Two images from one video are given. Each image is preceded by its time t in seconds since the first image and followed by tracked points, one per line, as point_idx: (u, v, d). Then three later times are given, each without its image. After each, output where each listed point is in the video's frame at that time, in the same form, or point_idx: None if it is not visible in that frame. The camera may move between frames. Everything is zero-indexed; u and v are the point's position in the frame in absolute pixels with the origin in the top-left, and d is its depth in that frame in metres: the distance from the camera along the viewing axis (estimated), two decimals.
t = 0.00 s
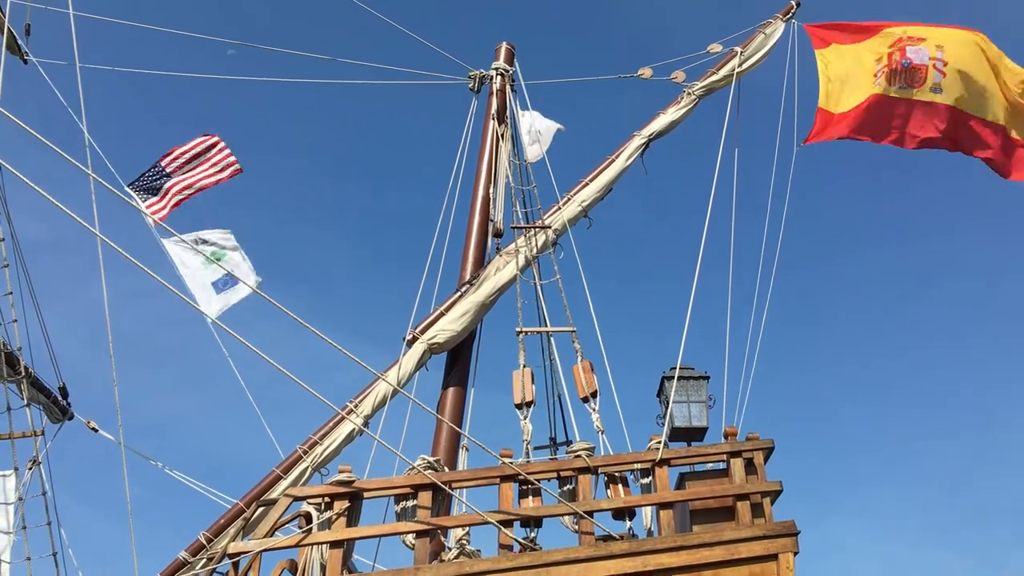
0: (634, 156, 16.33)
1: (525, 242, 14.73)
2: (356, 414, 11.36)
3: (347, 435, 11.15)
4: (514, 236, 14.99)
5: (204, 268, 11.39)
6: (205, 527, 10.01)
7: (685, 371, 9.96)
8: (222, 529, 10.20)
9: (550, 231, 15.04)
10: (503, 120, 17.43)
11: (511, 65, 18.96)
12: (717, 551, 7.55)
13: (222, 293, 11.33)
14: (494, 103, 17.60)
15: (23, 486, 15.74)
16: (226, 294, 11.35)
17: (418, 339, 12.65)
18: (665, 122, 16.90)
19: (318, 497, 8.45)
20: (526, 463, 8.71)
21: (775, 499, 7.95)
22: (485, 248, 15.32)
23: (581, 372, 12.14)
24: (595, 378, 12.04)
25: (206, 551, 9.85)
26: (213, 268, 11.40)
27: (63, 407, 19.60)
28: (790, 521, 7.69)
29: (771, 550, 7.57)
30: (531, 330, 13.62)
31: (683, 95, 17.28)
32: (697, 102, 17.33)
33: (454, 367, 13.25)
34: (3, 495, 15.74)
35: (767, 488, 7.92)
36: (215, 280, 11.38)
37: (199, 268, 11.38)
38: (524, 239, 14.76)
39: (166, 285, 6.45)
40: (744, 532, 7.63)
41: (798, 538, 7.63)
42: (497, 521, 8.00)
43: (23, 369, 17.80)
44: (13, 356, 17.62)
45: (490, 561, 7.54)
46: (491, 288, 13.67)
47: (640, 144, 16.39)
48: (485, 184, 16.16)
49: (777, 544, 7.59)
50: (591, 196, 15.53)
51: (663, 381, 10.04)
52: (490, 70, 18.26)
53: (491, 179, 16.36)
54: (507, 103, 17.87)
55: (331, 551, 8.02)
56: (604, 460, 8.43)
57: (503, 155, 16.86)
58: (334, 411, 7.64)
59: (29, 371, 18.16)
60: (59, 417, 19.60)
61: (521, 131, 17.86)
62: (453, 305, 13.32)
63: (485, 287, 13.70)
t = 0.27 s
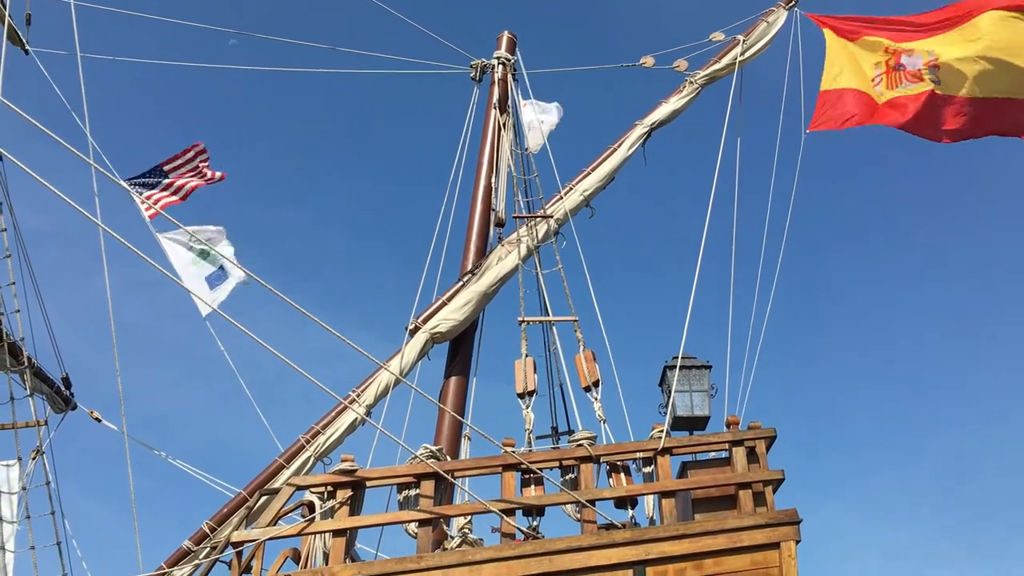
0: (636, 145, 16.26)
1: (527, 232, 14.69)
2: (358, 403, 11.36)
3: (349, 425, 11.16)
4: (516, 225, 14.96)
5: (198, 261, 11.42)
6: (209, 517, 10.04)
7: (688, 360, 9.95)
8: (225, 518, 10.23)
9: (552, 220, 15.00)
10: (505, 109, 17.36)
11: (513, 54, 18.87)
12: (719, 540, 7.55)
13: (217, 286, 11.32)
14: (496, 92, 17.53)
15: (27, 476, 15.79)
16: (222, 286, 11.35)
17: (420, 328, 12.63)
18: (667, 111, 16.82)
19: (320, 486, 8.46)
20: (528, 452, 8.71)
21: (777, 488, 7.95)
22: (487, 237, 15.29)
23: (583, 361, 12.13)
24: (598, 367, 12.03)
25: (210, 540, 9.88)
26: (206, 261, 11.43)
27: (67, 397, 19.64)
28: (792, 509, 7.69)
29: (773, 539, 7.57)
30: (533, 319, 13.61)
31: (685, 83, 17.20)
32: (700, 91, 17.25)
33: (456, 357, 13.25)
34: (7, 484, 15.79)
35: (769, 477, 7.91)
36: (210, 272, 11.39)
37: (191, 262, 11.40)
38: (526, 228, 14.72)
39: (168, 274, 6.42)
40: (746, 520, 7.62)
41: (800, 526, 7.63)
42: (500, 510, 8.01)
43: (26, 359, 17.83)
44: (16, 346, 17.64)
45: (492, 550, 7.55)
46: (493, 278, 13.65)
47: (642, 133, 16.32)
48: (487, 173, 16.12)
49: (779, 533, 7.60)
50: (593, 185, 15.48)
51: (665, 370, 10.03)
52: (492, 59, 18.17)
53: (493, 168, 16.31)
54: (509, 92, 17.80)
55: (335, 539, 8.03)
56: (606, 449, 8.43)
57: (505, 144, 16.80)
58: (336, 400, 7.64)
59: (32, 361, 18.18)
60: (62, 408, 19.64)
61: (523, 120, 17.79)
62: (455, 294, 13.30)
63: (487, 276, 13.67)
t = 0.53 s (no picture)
0: (639, 132, 16.18)
1: (530, 219, 14.64)
2: (361, 391, 11.36)
3: (352, 412, 11.16)
4: (518, 212, 14.90)
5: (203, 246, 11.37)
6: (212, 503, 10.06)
7: (690, 347, 9.92)
8: (229, 505, 10.25)
9: (555, 207, 14.95)
10: (507, 96, 17.27)
11: (515, 41, 18.76)
12: (721, 526, 7.55)
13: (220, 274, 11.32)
14: (498, 79, 17.43)
15: (31, 463, 15.85)
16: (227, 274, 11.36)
17: (423, 316, 12.61)
18: (670, 98, 16.72)
19: (323, 473, 8.46)
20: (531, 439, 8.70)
21: (780, 475, 7.94)
22: (490, 225, 15.24)
23: (586, 348, 12.11)
24: (600, 354, 12.02)
25: (214, 527, 9.91)
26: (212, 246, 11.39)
27: (70, 385, 19.69)
28: (794, 496, 7.68)
29: (775, 525, 7.57)
30: (536, 307, 13.58)
31: (688, 70, 17.09)
32: (703, 77, 17.14)
33: (459, 345, 13.23)
34: (11, 471, 15.85)
35: (771, 464, 7.90)
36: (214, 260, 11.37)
37: (196, 247, 11.36)
38: (528, 216, 14.66)
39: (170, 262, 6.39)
40: (748, 507, 7.62)
41: (802, 512, 7.62)
42: (502, 496, 8.02)
43: (29, 347, 17.85)
44: (19, 334, 17.66)
45: (495, 536, 7.55)
46: (496, 265, 13.61)
47: (645, 120, 16.23)
48: (489, 161, 16.05)
49: (781, 519, 7.59)
50: (596, 173, 15.41)
51: (668, 357, 10.01)
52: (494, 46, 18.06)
53: (496, 156, 16.24)
54: (511, 80, 17.70)
55: (338, 526, 8.04)
56: (609, 436, 8.42)
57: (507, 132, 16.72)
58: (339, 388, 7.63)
59: (36, 349, 18.21)
60: (66, 395, 19.70)
61: (525, 107, 17.70)
62: (457, 282, 13.27)
63: (490, 264, 13.64)
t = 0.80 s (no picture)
0: (642, 118, 16.09)
1: (532, 205, 14.59)
2: (364, 376, 11.36)
3: (355, 397, 11.16)
4: (521, 198, 14.85)
5: (201, 231, 11.36)
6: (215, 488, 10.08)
7: (693, 333, 9.90)
8: (232, 490, 10.27)
9: (557, 193, 14.89)
10: (510, 81, 17.17)
11: (518, 25, 18.64)
12: (723, 511, 7.55)
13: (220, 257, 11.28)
14: (500, 64, 17.33)
15: (34, 448, 15.90)
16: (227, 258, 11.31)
17: (425, 302, 12.59)
18: (673, 83, 16.62)
19: (326, 458, 8.47)
20: (533, 425, 8.70)
21: (781, 460, 7.93)
22: (492, 210, 15.20)
23: (588, 334, 12.10)
24: (602, 341, 12.00)
25: (217, 512, 9.93)
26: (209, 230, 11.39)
27: (73, 371, 19.73)
28: (796, 481, 7.68)
29: (777, 510, 7.57)
30: (538, 293, 13.56)
31: (691, 55, 16.97)
32: (706, 63, 17.02)
33: (461, 330, 13.22)
34: (15, 457, 15.91)
35: (773, 449, 7.90)
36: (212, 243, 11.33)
37: (195, 232, 11.36)
38: (531, 201, 14.61)
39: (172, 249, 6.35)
40: (750, 492, 7.62)
41: (804, 498, 7.63)
42: (505, 482, 8.02)
43: (32, 333, 17.87)
44: (22, 320, 17.68)
45: (497, 521, 7.56)
46: (498, 251, 13.58)
47: (648, 105, 16.14)
48: (492, 146, 15.98)
49: (783, 504, 7.60)
50: (598, 158, 15.34)
51: (670, 343, 9.99)
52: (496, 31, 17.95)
53: (498, 141, 16.16)
54: (513, 65, 17.59)
55: (340, 511, 8.05)
56: (611, 421, 8.42)
57: (509, 117, 16.64)
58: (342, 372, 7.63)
59: (39, 335, 18.23)
60: (69, 381, 19.74)
61: (527, 92, 17.60)
62: (460, 268, 13.24)
63: (492, 250, 13.60)
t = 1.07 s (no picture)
0: (646, 101, 15.99)
1: (536, 189, 14.53)
2: (368, 360, 11.37)
3: (359, 381, 11.18)
4: (525, 182, 14.79)
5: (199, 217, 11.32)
6: (220, 471, 10.12)
7: (697, 318, 9.87)
8: (237, 473, 10.31)
9: (561, 177, 14.84)
10: (514, 64, 17.06)
11: (522, 8, 18.50)
12: (726, 495, 7.56)
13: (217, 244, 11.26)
14: (504, 47, 17.21)
15: (40, 431, 15.97)
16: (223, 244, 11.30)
17: (429, 286, 12.58)
18: (678, 67, 16.50)
19: (331, 441, 8.48)
20: (537, 409, 8.70)
21: (785, 444, 7.93)
22: (496, 194, 15.14)
23: (592, 319, 12.08)
24: (606, 325, 11.98)
25: (222, 494, 9.98)
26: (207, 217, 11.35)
27: (78, 354, 19.78)
28: (799, 465, 7.68)
29: (780, 494, 7.58)
30: (542, 277, 13.53)
31: (696, 38, 16.84)
32: (711, 46, 16.89)
33: (465, 314, 13.21)
34: (21, 439, 15.97)
35: (777, 433, 7.89)
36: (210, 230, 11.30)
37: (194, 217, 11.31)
38: (535, 185, 14.55)
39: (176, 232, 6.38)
40: (753, 476, 7.62)
41: (807, 482, 7.63)
42: (509, 465, 8.03)
43: (37, 316, 17.91)
44: (27, 303, 17.71)
45: (501, 504, 7.57)
46: (502, 235, 13.54)
47: (652, 89, 16.03)
48: (496, 130, 15.90)
49: (786, 488, 7.60)
50: (603, 142, 15.26)
51: (674, 327, 9.97)
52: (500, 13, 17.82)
53: (502, 125, 16.08)
54: (517, 48, 17.48)
55: (345, 494, 8.07)
56: (614, 405, 8.42)
57: (513, 101, 16.55)
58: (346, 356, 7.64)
59: (43, 318, 18.26)
60: (74, 364, 19.80)
61: (532, 76, 17.49)
62: (463, 252, 13.21)
63: (496, 234, 13.56)
